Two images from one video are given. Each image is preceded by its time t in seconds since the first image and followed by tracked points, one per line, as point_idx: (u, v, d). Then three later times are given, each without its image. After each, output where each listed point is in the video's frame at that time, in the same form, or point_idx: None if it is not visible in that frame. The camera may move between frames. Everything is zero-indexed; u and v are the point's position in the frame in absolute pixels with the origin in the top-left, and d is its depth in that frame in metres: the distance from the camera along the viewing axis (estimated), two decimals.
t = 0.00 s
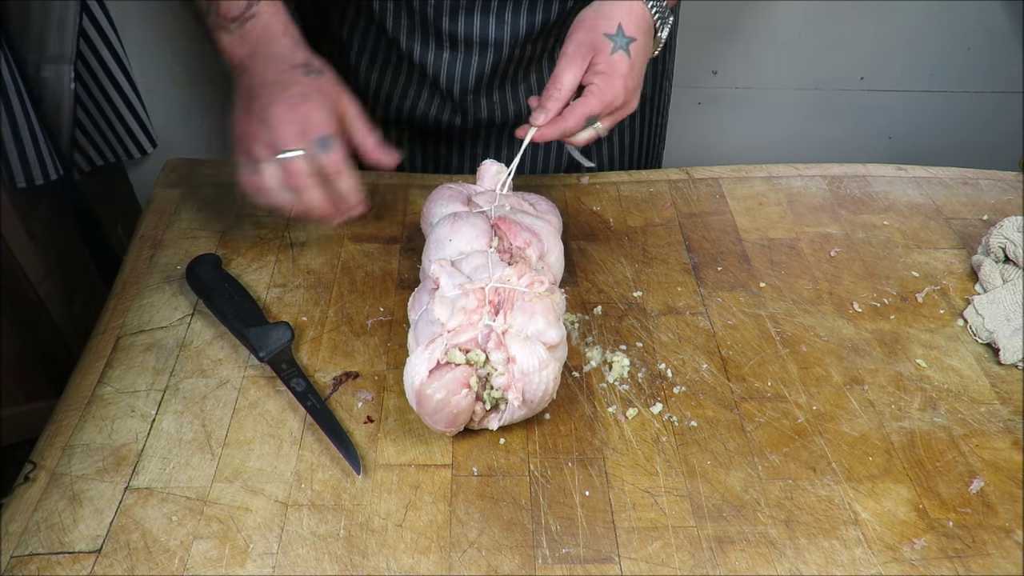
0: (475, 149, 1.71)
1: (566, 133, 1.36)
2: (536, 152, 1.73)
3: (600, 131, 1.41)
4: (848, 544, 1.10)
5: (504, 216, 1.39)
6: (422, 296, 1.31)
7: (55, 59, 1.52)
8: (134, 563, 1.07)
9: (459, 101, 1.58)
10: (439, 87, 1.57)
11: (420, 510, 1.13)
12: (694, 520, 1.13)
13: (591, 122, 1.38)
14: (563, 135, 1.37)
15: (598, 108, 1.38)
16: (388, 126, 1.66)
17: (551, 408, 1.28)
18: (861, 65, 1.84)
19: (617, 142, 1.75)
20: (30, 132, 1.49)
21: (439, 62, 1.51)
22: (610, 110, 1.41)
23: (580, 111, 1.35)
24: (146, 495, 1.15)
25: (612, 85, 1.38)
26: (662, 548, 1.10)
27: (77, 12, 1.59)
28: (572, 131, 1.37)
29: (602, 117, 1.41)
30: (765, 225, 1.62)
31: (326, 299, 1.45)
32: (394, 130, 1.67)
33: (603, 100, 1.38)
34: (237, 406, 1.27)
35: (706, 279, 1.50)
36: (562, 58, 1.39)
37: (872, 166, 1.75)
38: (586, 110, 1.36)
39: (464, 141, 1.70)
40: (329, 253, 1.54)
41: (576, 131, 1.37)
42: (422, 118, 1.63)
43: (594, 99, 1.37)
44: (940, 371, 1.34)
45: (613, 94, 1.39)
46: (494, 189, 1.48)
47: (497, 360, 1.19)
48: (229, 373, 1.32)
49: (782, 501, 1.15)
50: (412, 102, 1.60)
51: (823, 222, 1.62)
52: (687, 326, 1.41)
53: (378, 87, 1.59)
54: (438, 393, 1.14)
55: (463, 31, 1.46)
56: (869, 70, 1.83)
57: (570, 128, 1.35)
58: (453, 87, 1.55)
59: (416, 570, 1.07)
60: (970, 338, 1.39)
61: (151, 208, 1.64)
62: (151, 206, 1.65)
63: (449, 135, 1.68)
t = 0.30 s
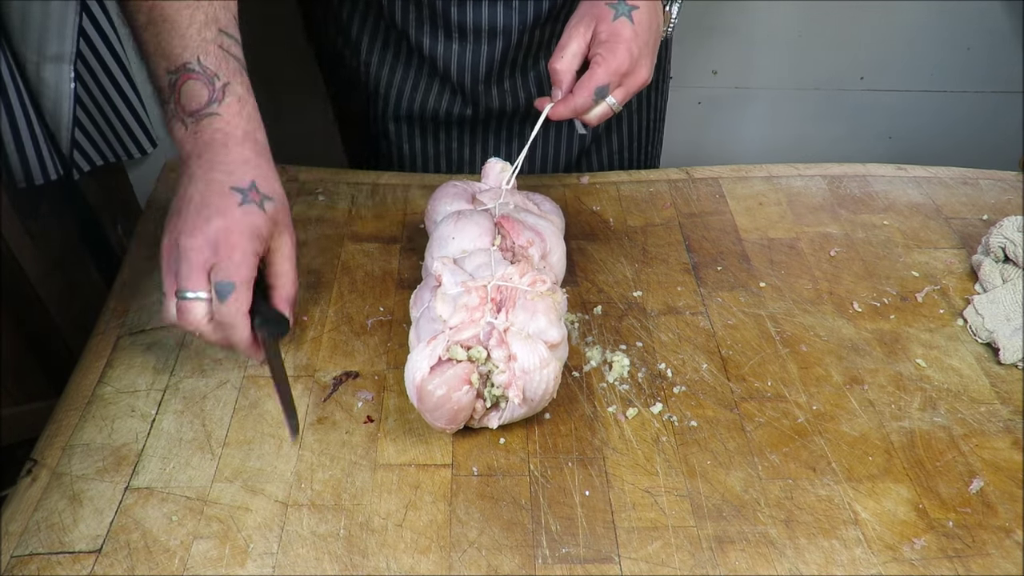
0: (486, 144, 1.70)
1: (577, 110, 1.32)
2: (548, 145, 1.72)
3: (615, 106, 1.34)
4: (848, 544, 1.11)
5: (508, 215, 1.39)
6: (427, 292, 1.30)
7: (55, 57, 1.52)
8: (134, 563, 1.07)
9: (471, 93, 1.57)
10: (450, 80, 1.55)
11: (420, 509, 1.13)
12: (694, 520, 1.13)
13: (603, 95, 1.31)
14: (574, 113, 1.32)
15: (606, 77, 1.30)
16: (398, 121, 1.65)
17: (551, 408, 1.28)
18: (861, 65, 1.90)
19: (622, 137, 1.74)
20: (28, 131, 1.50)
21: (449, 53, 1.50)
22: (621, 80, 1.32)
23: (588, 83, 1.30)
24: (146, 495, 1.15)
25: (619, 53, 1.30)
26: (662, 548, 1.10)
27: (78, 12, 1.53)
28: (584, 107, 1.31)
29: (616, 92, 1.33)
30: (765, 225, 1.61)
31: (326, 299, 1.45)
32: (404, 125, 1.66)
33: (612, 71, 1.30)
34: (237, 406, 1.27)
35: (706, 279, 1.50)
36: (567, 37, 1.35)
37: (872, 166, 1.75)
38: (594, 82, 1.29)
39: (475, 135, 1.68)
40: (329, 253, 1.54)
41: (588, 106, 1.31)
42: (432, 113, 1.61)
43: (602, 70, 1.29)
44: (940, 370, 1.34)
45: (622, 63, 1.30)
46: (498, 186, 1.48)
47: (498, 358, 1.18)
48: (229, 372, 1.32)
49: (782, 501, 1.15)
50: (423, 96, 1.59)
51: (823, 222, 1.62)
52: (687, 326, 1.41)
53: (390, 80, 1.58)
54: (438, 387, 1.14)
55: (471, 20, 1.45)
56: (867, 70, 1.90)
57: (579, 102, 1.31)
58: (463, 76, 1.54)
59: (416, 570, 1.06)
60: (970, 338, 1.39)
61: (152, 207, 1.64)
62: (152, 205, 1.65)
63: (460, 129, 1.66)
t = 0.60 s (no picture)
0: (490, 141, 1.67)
1: (577, 97, 1.29)
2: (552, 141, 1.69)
3: (617, 92, 1.32)
4: (848, 544, 1.10)
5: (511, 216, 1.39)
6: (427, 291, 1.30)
7: (56, 58, 1.52)
8: (134, 563, 1.07)
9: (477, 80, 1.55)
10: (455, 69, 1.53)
11: (420, 509, 1.13)
12: (694, 520, 1.13)
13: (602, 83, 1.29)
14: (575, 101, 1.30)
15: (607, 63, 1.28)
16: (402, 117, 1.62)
17: (551, 408, 1.28)
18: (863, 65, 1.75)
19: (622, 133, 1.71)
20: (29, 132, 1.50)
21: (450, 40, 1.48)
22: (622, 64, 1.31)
23: (588, 71, 1.28)
24: (146, 495, 1.15)
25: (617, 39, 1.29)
26: (662, 548, 1.10)
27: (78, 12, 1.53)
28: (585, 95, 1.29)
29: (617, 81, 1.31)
30: (765, 225, 1.61)
31: (326, 299, 1.45)
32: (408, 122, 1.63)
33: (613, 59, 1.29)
34: (237, 406, 1.27)
35: (706, 279, 1.50)
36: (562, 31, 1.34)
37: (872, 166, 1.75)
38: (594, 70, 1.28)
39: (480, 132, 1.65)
40: (330, 253, 1.54)
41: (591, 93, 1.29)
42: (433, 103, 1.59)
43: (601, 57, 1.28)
44: (940, 370, 1.34)
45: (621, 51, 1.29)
46: (501, 186, 1.48)
47: (498, 359, 1.18)
48: (229, 373, 1.32)
49: (782, 501, 1.15)
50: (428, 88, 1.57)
51: (823, 222, 1.62)
52: (687, 326, 1.41)
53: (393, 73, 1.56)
54: (437, 388, 1.14)
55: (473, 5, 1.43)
56: (867, 69, 1.73)
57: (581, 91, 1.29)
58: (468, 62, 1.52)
59: (415, 570, 1.06)
60: (970, 338, 1.39)
61: (151, 208, 1.64)
62: (152, 206, 1.65)
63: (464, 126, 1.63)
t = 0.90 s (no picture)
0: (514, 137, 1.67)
1: (613, 49, 1.26)
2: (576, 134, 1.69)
3: (656, 43, 1.28)
4: (848, 544, 1.11)
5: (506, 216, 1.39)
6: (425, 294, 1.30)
7: (57, 57, 1.50)
8: (134, 563, 1.07)
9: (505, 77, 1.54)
10: (484, 66, 1.52)
11: (420, 509, 1.13)
12: (694, 520, 1.13)
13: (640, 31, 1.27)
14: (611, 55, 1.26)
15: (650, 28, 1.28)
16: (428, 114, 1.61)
17: (551, 408, 1.28)
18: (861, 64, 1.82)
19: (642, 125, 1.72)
20: (29, 131, 1.49)
21: (479, 31, 1.46)
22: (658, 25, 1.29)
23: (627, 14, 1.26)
24: (146, 495, 1.15)
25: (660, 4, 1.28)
26: (662, 548, 1.10)
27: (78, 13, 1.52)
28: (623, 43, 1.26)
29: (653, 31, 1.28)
30: (765, 225, 1.61)
31: (326, 299, 1.45)
32: (433, 121, 1.62)
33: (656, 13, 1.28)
34: (237, 406, 1.27)
35: (706, 279, 1.50)
36: None
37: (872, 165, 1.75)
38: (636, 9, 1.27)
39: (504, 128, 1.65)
40: (329, 253, 1.54)
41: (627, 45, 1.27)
42: (462, 98, 1.57)
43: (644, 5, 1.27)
44: (940, 370, 1.34)
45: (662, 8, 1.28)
46: (493, 189, 1.48)
47: (501, 360, 1.18)
48: (229, 373, 1.32)
49: (782, 501, 1.15)
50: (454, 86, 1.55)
51: (823, 222, 1.62)
52: (687, 326, 1.41)
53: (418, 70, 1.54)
54: (440, 393, 1.14)
55: None
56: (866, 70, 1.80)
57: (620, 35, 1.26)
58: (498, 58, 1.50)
59: (416, 570, 1.06)
60: (970, 338, 1.39)
61: (151, 208, 1.64)
62: (151, 206, 1.65)
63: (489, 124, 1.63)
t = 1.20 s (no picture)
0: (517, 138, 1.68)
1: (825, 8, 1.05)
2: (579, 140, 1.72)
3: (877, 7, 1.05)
4: (849, 545, 1.10)
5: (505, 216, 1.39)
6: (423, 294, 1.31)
7: (55, 58, 1.32)
8: (134, 564, 1.07)
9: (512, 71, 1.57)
10: (491, 59, 1.56)
11: (420, 510, 1.13)
12: (694, 521, 1.13)
13: None
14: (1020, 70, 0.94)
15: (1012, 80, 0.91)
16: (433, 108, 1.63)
17: (551, 408, 1.28)
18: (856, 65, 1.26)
19: (649, 140, 1.74)
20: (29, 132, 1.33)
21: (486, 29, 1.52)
22: None
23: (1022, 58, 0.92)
24: (146, 495, 1.15)
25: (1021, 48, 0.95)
26: (662, 548, 1.10)
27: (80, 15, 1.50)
28: None
29: None
30: (765, 225, 1.61)
31: (326, 299, 1.45)
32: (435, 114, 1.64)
33: None
34: (237, 406, 1.27)
35: (706, 279, 1.50)
36: None
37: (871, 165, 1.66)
38: None
39: (508, 130, 1.66)
40: (330, 253, 1.54)
41: None
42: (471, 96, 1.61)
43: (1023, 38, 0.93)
44: (940, 370, 1.34)
45: None
46: (492, 190, 1.47)
47: (498, 361, 1.18)
48: (229, 373, 1.32)
49: (782, 501, 1.15)
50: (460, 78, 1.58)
51: (823, 222, 1.62)
52: (687, 326, 1.41)
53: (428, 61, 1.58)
54: (437, 395, 1.15)
55: None
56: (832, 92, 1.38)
57: None
58: (505, 50, 1.54)
59: (416, 570, 1.06)
60: (970, 338, 1.39)
61: (150, 208, 1.63)
62: (150, 206, 1.64)
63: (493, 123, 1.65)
